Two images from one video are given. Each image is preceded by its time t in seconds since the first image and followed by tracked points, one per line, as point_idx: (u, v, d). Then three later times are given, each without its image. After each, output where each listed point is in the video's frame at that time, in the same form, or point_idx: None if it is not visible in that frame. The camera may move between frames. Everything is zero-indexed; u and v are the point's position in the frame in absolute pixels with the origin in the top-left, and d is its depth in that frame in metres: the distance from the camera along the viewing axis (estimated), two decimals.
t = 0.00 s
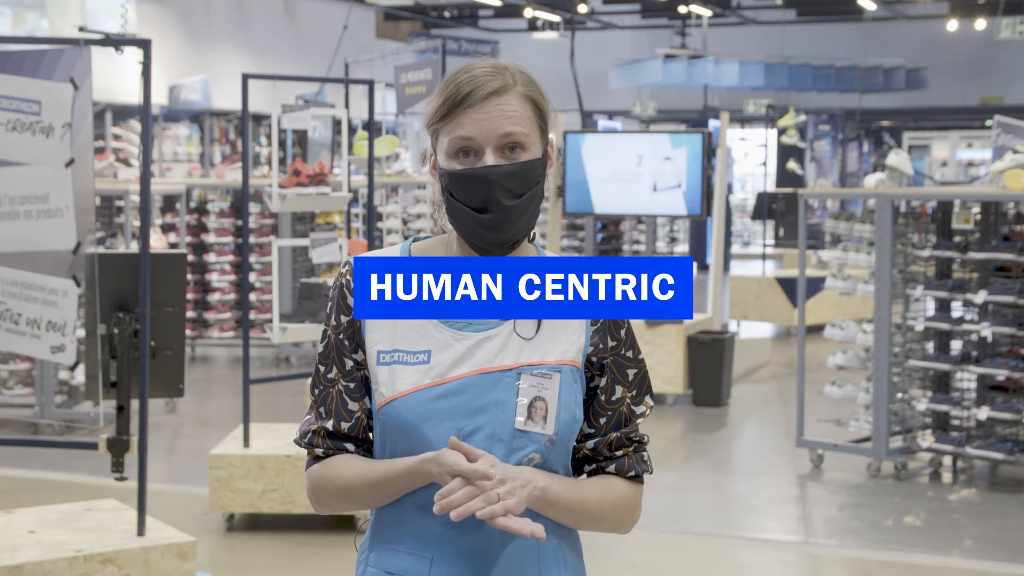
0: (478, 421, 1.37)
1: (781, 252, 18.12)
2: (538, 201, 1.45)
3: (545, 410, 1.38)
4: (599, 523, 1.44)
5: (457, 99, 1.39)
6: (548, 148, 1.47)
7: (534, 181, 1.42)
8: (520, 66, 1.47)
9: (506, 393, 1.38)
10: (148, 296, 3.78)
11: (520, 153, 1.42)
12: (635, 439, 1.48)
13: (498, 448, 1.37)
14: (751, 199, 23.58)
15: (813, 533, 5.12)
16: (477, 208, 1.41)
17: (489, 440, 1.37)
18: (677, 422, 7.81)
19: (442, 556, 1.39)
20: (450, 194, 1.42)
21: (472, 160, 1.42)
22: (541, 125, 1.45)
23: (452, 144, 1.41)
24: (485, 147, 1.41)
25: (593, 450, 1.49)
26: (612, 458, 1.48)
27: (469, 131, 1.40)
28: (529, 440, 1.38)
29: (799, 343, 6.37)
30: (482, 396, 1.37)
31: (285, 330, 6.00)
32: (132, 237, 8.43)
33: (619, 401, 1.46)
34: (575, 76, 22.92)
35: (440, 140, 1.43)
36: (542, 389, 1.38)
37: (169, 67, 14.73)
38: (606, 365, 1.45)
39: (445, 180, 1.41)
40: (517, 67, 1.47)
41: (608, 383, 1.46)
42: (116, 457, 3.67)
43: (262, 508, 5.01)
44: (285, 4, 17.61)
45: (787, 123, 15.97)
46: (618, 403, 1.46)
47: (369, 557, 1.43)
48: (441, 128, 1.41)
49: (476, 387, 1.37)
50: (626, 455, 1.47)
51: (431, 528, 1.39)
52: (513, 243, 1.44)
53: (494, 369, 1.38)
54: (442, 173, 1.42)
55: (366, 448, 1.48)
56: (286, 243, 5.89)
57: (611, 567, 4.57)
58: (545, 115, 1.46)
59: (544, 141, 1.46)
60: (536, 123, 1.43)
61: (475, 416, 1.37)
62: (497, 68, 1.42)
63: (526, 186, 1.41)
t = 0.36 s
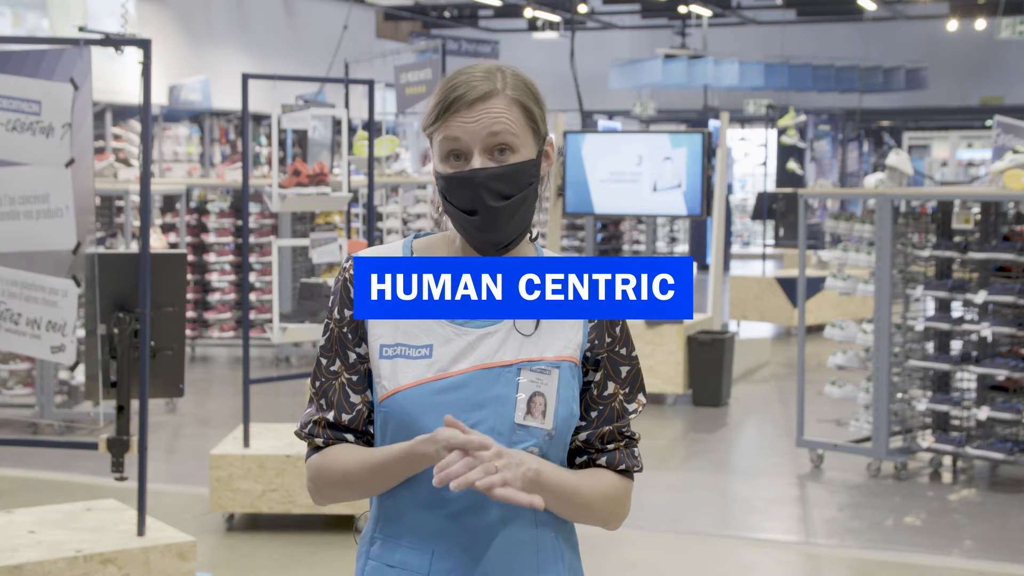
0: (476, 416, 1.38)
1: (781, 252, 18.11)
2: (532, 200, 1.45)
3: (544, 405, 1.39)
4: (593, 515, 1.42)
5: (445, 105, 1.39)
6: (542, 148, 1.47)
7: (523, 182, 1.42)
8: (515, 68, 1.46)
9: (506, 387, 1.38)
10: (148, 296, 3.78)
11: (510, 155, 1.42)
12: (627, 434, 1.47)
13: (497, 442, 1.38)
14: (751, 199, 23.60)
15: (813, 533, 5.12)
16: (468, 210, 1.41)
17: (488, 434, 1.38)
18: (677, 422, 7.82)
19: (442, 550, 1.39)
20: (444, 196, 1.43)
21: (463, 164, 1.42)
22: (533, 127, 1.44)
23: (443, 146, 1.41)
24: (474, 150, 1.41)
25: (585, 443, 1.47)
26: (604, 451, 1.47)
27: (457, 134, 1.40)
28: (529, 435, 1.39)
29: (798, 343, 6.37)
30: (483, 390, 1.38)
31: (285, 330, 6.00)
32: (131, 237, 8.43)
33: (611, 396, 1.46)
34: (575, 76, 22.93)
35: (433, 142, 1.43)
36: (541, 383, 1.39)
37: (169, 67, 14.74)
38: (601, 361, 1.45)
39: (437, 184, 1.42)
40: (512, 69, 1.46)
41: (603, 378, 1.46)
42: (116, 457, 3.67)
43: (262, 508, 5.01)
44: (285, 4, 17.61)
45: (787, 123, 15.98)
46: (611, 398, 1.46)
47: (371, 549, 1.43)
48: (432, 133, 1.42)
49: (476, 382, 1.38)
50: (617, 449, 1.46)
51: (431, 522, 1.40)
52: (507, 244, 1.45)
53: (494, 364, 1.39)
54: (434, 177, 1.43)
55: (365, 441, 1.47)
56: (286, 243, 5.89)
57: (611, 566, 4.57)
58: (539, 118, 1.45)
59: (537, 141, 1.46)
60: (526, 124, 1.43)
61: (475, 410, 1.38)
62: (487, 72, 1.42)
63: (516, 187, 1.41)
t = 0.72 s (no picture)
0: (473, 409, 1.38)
1: (781, 251, 18.11)
2: (532, 197, 1.45)
3: (542, 399, 1.39)
4: (593, 506, 1.40)
5: (449, 102, 1.39)
6: (543, 147, 1.47)
7: (525, 178, 1.42)
8: (515, 68, 1.46)
9: (503, 381, 1.39)
10: (148, 295, 3.78)
11: (512, 151, 1.42)
12: (626, 427, 1.46)
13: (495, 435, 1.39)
14: (751, 199, 23.60)
15: (813, 533, 5.12)
16: (471, 206, 1.41)
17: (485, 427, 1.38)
18: (676, 422, 7.82)
19: (438, 545, 1.39)
20: (446, 192, 1.43)
21: (466, 159, 1.42)
22: (535, 124, 1.45)
23: (446, 142, 1.41)
24: (477, 146, 1.41)
25: (584, 435, 1.46)
26: (602, 443, 1.45)
27: (461, 130, 1.40)
28: (527, 428, 1.40)
29: (798, 343, 6.37)
30: (482, 385, 1.38)
31: (284, 329, 6.00)
32: (131, 237, 8.43)
33: (608, 390, 1.46)
34: (575, 76, 22.93)
35: (435, 139, 1.43)
36: (538, 377, 1.39)
37: (169, 67, 14.74)
38: (598, 356, 1.46)
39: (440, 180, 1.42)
40: (512, 68, 1.46)
41: (599, 372, 1.46)
42: (116, 457, 3.67)
43: (262, 508, 5.01)
44: (285, 3, 17.61)
45: (787, 123, 15.97)
46: (608, 392, 1.46)
47: (370, 543, 1.43)
48: (435, 129, 1.42)
49: (474, 377, 1.39)
50: (616, 441, 1.45)
51: (428, 518, 1.40)
52: (511, 238, 1.45)
53: (492, 359, 1.40)
54: (437, 173, 1.42)
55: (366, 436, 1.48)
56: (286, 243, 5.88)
57: (611, 566, 4.57)
58: (540, 116, 1.46)
59: (538, 139, 1.46)
60: (528, 122, 1.43)
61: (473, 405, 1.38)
62: (490, 69, 1.42)
63: (517, 183, 1.42)
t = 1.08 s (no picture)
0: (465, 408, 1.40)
1: (781, 252, 18.11)
2: (529, 201, 1.45)
3: (535, 396, 1.41)
4: (586, 500, 1.40)
5: (452, 101, 1.39)
6: (541, 151, 1.48)
7: (523, 180, 1.42)
8: (516, 71, 1.47)
9: (497, 379, 1.41)
10: (148, 296, 3.78)
11: (512, 155, 1.43)
12: (622, 424, 1.47)
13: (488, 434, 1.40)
14: (751, 199, 23.61)
15: (813, 533, 5.12)
16: (469, 207, 1.41)
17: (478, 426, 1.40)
18: (677, 422, 7.82)
19: (433, 545, 1.40)
20: (443, 193, 1.42)
21: (466, 160, 1.42)
22: (535, 128, 1.45)
23: (447, 143, 1.41)
24: (478, 148, 1.41)
25: (579, 429, 1.47)
26: (598, 437, 1.46)
27: (463, 131, 1.40)
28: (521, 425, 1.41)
29: (798, 343, 6.37)
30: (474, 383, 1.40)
31: (285, 329, 6.00)
32: (131, 237, 8.43)
33: (605, 386, 1.47)
34: (574, 76, 22.92)
35: (435, 139, 1.43)
36: (532, 374, 1.41)
37: (169, 66, 14.73)
38: (594, 352, 1.47)
39: (440, 179, 1.41)
40: (513, 71, 1.47)
41: (596, 367, 1.47)
42: (116, 457, 3.67)
43: (262, 508, 5.01)
44: (285, 3, 17.60)
45: (787, 123, 15.97)
46: (604, 388, 1.47)
47: (369, 545, 1.45)
48: (436, 128, 1.41)
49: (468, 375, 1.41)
50: (611, 437, 1.45)
51: (422, 519, 1.41)
52: (504, 241, 1.44)
53: (485, 358, 1.42)
54: (437, 172, 1.42)
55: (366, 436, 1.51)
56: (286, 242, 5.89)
57: (611, 566, 4.57)
58: (540, 120, 1.46)
59: (536, 143, 1.46)
60: (528, 125, 1.44)
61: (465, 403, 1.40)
62: (493, 71, 1.42)
63: (517, 185, 1.42)
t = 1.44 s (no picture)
0: (467, 412, 1.37)
1: (781, 253, 18.10)
2: (532, 202, 1.45)
3: (538, 399, 1.38)
4: (590, 516, 1.40)
5: (452, 107, 1.38)
6: (542, 151, 1.48)
7: (525, 184, 1.42)
8: (516, 70, 1.46)
9: (498, 383, 1.38)
10: (148, 296, 3.78)
11: (513, 159, 1.42)
12: (625, 432, 1.46)
13: (492, 437, 1.38)
14: (751, 199, 23.60)
15: (813, 533, 5.12)
16: (470, 214, 1.42)
17: (481, 429, 1.37)
18: (677, 422, 7.82)
19: (435, 551, 1.40)
20: (444, 197, 1.43)
21: (466, 165, 1.42)
22: (535, 131, 1.45)
23: (447, 147, 1.41)
24: (479, 153, 1.41)
25: (583, 441, 1.47)
26: (601, 449, 1.46)
27: (463, 137, 1.40)
28: (523, 429, 1.38)
29: (798, 343, 6.37)
30: (476, 386, 1.38)
31: (285, 329, 6.00)
32: (131, 237, 8.44)
33: (609, 394, 1.45)
34: (575, 76, 22.93)
35: (435, 142, 1.42)
36: (534, 378, 1.38)
37: (169, 66, 14.74)
38: (597, 357, 1.45)
39: (440, 185, 1.42)
40: (513, 71, 1.46)
41: (600, 375, 1.45)
42: (116, 457, 3.67)
43: (262, 508, 5.01)
44: (285, 3, 17.62)
45: (787, 123, 15.98)
46: (608, 396, 1.45)
47: (367, 551, 1.43)
48: (436, 134, 1.41)
49: (469, 378, 1.38)
50: (615, 447, 1.45)
51: (423, 528, 1.40)
52: (507, 244, 1.45)
53: (487, 360, 1.39)
54: (437, 177, 1.42)
55: (364, 443, 1.49)
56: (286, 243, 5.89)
57: (611, 566, 4.57)
58: (540, 121, 1.46)
59: (537, 145, 1.46)
60: (529, 129, 1.43)
61: (465, 407, 1.37)
62: (492, 74, 1.42)
63: (518, 190, 1.42)
